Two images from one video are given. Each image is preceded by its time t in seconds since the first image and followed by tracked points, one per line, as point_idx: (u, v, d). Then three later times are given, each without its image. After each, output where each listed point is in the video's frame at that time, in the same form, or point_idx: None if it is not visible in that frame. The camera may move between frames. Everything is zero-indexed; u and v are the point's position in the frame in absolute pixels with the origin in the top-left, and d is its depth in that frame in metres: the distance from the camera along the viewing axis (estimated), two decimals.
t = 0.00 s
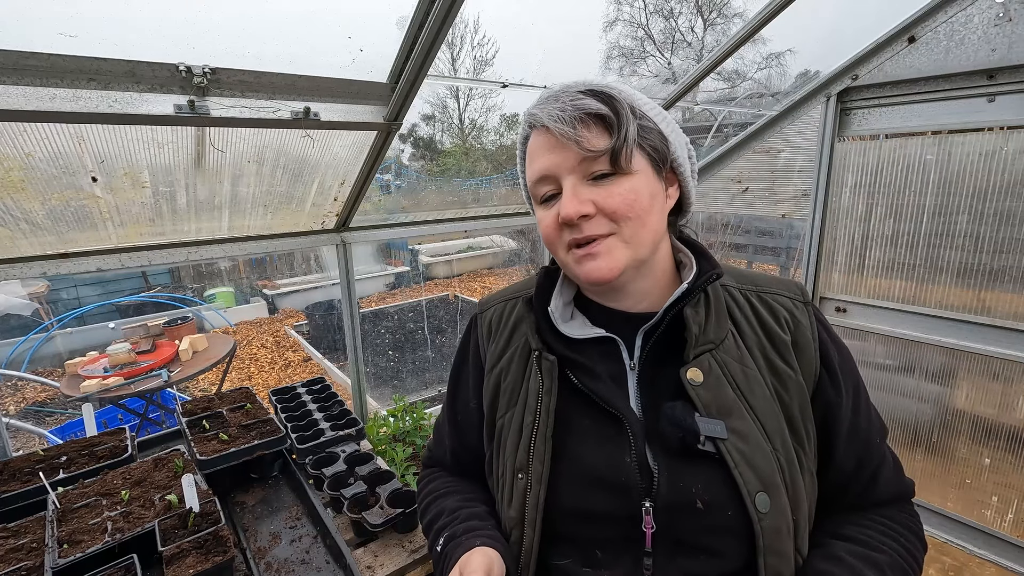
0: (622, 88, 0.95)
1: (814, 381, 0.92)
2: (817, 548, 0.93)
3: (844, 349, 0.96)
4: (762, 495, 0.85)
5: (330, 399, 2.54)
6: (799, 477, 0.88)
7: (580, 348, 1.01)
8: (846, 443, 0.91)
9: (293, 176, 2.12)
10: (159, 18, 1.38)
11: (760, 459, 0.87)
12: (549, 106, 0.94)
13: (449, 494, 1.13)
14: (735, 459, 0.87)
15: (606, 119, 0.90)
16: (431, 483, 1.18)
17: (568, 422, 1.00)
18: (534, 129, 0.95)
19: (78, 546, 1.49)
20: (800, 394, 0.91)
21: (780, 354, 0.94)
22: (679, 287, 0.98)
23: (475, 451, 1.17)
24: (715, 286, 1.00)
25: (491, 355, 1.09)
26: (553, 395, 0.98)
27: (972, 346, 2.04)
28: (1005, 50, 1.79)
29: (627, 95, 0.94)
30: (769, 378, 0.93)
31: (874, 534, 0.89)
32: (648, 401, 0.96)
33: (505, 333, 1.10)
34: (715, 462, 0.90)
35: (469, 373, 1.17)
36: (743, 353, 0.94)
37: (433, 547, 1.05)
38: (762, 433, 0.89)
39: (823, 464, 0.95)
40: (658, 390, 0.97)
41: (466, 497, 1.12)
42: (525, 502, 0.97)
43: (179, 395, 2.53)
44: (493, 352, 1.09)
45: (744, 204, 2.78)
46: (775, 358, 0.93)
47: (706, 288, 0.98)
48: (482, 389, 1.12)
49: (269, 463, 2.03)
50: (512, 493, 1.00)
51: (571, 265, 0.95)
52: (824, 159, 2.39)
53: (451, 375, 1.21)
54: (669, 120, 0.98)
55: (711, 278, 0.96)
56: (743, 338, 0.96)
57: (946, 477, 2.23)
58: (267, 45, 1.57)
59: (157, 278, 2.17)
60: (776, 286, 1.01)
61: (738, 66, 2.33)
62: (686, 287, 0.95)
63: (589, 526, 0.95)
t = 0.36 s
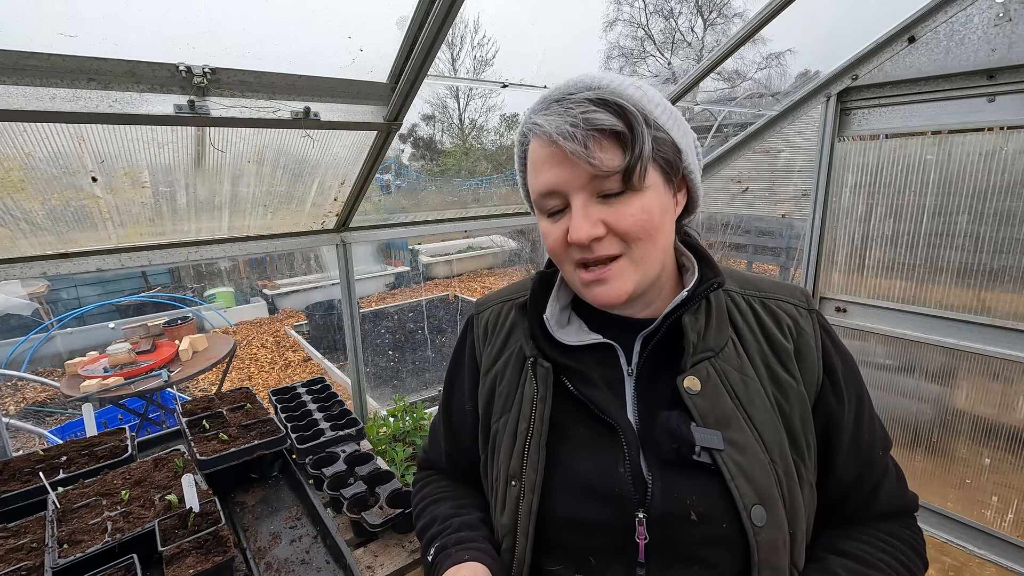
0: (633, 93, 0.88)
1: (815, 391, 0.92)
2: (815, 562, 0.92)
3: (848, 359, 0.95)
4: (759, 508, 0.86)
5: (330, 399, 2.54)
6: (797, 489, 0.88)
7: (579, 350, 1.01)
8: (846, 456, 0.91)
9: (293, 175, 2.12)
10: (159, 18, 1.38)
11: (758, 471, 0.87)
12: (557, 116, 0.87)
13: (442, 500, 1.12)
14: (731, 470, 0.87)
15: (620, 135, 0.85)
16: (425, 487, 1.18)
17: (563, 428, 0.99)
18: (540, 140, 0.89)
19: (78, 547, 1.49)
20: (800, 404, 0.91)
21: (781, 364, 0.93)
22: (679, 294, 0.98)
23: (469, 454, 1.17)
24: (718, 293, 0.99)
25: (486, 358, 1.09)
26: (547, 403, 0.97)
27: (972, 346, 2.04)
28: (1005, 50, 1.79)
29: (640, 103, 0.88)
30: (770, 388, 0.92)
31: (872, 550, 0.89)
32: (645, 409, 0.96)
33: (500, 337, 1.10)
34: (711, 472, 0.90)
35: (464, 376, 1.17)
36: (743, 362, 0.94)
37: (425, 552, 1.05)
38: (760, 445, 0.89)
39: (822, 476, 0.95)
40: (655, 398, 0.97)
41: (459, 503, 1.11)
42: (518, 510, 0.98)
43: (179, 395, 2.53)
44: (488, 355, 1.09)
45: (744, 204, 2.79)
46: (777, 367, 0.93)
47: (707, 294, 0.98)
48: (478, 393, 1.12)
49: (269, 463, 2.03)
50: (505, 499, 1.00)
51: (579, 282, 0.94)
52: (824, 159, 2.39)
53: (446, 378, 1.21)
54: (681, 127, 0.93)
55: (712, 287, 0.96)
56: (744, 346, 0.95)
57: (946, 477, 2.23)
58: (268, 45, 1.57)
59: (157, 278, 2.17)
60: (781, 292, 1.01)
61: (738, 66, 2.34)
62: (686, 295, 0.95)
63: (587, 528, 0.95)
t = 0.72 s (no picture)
0: (683, 118, 0.77)
1: (818, 389, 0.92)
2: (819, 563, 0.92)
3: (852, 359, 0.95)
4: (759, 506, 0.85)
5: (330, 399, 2.54)
6: (799, 487, 0.88)
7: (580, 350, 1.01)
8: (849, 455, 0.91)
9: (293, 175, 2.12)
10: (159, 18, 1.38)
11: (759, 469, 0.87)
12: (595, 146, 0.75)
13: (441, 496, 1.12)
14: (732, 468, 0.87)
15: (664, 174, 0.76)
16: (425, 484, 1.18)
17: (563, 426, 0.99)
18: (571, 165, 0.77)
19: (78, 546, 1.49)
20: (803, 402, 0.91)
21: (785, 362, 0.93)
22: (684, 291, 0.98)
23: (469, 450, 1.17)
24: (721, 291, 0.99)
25: (486, 355, 1.09)
26: (548, 401, 0.97)
27: (972, 346, 2.04)
28: (1005, 50, 1.79)
29: (688, 131, 0.77)
30: (772, 385, 0.92)
31: (875, 549, 0.89)
32: (646, 406, 0.96)
33: (500, 334, 1.09)
34: (711, 471, 0.90)
35: (465, 373, 1.16)
36: (746, 359, 0.94)
37: (425, 549, 1.05)
38: (762, 442, 0.89)
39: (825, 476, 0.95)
40: (655, 395, 0.97)
41: (459, 500, 1.11)
42: (517, 507, 0.97)
43: (179, 395, 2.53)
44: (488, 352, 1.09)
45: (744, 204, 2.79)
46: (780, 365, 0.93)
47: (710, 292, 0.97)
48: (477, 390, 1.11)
49: (269, 463, 2.03)
50: (505, 497, 1.00)
51: (591, 297, 0.89)
52: (824, 159, 2.39)
53: (446, 374, 1.21)
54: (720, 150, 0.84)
55: (716, 283, 0.95)
56: (747, 343, 0.95)
57: (946, 477, 2.23)
58: (268, 46, 1.57)
59: (157, 278, 2.17)
60: (784, 289, 1.01)
61: (738, 66, 2.34)
62: (689, 293, 0.95)
63: (587, 529, 0.95)
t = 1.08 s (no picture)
0: (706, 130, 0.75)
1: (829, 393, 0.92)
2: (826, 565, 0.92)
3: (860, 361, 0.95)
4: (772, 517, 0.85)
5: (330, 399, 2.54)
6: (809, 495, 0.88)
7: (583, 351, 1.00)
8: (856, 459, 0.91)
9: (293, 175, 2.12)
10: (159, 18, 1.38)
11: (771, 479, 0.87)
12: (612, 162, 0.73)
13: (443, 505, 1.12)
14: (746, 480, 0.86)
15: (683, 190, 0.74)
16: (425, 490, 1.17)
17: (570, 435, 0.99)
18: (586, 179, 0.76)
19: (78, 546, 1.49)
20: (814, 408, 0.91)
21: (795, 367, 0.93)
22: (694, 298, 0.97)
23: (470, 454, 1.17)
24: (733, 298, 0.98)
25: (488, 361, 1.09)
26: (555, 412, 0.96)
27: (972, 346, 2.04)
28: (1005, 50, 1.79)
29: (711, 144, 0.75)
30: (783, 392, 0.92)
31: (880, 548, 0.89)
32: (654, 417, 0.96)
33: (502, 340, 1.09)
34: (723, 481, 0.90)
35: (465, 378, 1.16)
36: (757, 365, 0.94)
37: (428, 562, 1.05)
38: (774, 452, 0.89)
39: (831, 478, 0.95)
40: (665, 405, 0.97)
41: (461, 508, 1.11)
42: (525, 520, 0.97)
43: (179, 395, 2.53)
44: (490, 358, 1.08)
45: (744, 204, 2.79)
46: (791, 370, 0.93)
47: (722, 300, 0.96)
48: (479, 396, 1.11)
49: (269, 463, 2.03)
50: (511, 509, 0.99)
51: (598, 307, 0.90)
52: (824, 159, 2.39)
53: (446, 378, 1.20)
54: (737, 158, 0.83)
55: (731, 292, 0.94)
56: (758, 348, 0.95)
57: (946, 477, 2.23)
58: (268, 46, 1.57)
59: (157, 278, 2.16)
60: (795, 291, 1.00)
61: (738, 66, 2.34)
62: (700, 301, 0.94)
63: (594, 536, 0.94)
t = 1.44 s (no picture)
0: (717, 125, 0.76)
1: (829, 391, 0.92)
2: (827, 560, 0.92)
3: (856, 358, 0.96)
4: (778, 514, 0.85)
5: (330, 399, 2.54)
6: (813, 492, 0.89)
7: (584, 352, 1.00)
8: (856, 455, 0.92)
9: (293, 175, 2.12)
10: (158, 19, 1.38)
11: (776, 477, 0.87)
12: (624, 152, 0.73)
13: (441, 509, 1.11)
14: (751, 478, 0.86)
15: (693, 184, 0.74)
16: (423, 493, 1.17)
17: (573, 435, 0.98)
18: (596, 169, 0.75)
19: (78, 546, 1.50)
20: (816, 406, 0.91)
21: (796, 364, 0.94)
22: (698, 297, 0.97)
23: (468, 456, 1.17)
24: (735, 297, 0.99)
25: (489, 363, 1.09)
26: (560, 414, 0.96)
27: (972, 346, 2.04)
28: (1005, 50, 1.79)
29: (721, 139, 0.76)
30: (786, 391, 0.92)
31: (878, 543, 0.89)
32: (658, 418, 0.96)
33: (503, 340, 1.09)
34: (728, 479, 0.90)
35: (464, 379, 1.16)
36: (759, 363, 0.94)
37: (429, 567, 1.04)
38: (778, 450, 0.89)
39: (831, 475, 0.95)
40: (669, 405, 0.96)
41: (461, 512, 1.11)
42: (530, 522, 0.97)
43: (179, 395, 2.53)
44: (491, 359, 1.08)
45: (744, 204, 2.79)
46: (793, 368, 0.93)
47: (726, 300, 0.96)
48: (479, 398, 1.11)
49: (269, 463, 2.03)
50: (515, 511, 0.99)
51: (601, 303, 0.89)
52: (824, 159, 2.39)
53: (443, 380, 1.20)
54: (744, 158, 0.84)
55: (736, 291, 0.94)
56: (759, 346, 0.95)
57: (946, 477, 2.23)
58: (268, 46, 1.57)
59: (157, 278, 2.16)
60: (793, 289, 1.01)
61: (738, 66, 2.34)
62: (706, 300, 0.93)
63: (600, 537, 0.94)
